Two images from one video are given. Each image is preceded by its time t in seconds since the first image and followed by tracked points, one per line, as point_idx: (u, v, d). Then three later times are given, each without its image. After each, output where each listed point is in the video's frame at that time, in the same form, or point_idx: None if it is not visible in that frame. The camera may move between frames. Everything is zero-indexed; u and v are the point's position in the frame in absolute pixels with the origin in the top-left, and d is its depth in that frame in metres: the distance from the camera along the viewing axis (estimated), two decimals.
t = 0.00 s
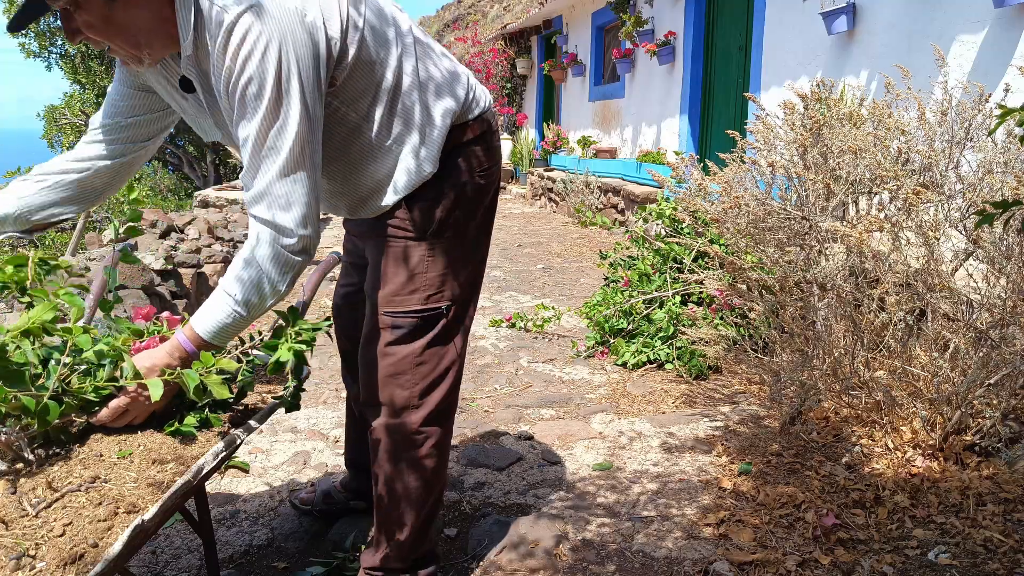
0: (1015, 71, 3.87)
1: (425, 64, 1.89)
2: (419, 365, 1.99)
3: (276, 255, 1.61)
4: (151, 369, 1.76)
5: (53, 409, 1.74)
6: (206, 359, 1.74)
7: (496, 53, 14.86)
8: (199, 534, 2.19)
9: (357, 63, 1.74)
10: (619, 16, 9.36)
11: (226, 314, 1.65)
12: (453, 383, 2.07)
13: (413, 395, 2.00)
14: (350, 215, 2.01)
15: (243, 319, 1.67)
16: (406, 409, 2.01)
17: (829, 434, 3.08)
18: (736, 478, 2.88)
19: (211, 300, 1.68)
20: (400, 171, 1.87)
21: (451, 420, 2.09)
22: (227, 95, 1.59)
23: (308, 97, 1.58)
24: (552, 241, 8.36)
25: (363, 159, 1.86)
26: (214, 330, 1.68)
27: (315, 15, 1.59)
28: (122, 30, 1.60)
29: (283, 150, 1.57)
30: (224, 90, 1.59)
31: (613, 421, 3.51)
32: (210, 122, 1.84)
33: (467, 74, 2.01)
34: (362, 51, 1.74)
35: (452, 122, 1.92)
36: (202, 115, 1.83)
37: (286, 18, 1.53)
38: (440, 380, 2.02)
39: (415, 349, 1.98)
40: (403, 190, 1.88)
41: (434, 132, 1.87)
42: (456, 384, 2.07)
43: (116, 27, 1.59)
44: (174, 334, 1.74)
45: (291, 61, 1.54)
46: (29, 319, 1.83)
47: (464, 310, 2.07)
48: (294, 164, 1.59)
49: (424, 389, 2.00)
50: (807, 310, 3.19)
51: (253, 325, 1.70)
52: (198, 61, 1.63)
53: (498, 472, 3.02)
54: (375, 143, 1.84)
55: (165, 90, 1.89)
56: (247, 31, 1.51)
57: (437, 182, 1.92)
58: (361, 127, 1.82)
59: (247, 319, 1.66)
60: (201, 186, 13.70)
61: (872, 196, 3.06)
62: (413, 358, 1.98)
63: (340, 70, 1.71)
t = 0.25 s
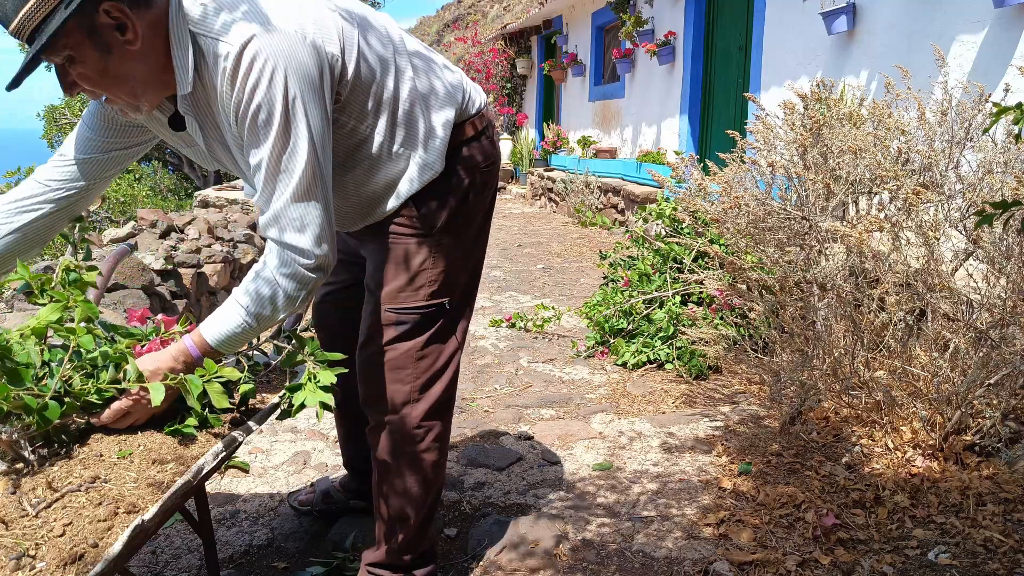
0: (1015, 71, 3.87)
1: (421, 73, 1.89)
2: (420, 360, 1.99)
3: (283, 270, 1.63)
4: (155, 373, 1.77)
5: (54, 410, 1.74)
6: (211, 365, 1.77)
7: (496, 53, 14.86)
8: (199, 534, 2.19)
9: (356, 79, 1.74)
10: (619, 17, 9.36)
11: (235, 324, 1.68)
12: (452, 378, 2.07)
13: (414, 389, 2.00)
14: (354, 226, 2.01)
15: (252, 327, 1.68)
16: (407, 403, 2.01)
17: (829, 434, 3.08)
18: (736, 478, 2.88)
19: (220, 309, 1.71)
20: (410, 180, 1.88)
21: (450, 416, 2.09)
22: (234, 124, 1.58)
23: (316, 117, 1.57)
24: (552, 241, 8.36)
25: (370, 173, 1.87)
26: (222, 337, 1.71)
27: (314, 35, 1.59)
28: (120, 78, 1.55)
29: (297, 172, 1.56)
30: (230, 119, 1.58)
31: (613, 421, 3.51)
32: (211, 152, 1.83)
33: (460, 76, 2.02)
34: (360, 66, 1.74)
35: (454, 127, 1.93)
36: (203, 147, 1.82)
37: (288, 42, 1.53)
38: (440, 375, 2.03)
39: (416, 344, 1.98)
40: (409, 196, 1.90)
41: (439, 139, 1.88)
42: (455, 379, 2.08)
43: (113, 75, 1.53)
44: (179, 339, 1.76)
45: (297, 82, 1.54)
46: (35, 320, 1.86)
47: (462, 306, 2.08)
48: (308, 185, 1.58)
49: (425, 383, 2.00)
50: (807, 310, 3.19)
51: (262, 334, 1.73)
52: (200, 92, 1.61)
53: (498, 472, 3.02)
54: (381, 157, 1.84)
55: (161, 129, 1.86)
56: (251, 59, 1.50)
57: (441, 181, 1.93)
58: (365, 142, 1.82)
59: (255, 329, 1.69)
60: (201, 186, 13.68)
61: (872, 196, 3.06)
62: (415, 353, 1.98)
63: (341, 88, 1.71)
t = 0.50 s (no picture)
0: (1015, 71, 3.87)
1: (420, 74, 1.89)
2: (414, 361, 1.99)
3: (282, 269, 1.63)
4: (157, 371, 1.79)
5: (54, 410, 1.74)
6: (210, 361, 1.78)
7: (496, 53, 14.86)
8: (199, 534, 2.20)
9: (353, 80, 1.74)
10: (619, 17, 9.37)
11: (235, 323, 1.68)
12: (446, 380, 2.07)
13: (406, 390, 2.00)
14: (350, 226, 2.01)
15: (252, 327, 1.69)
16: (401, 404, 2.00)
17: (829, 434, 3.08)
18: (736, 478, 2.88)
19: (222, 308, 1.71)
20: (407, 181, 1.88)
21: (444, 416, 2.09)
22: (232, 126, 1.58)
23: (316, 120, 1.58)
24: (552, 241, 8.36)
25: (367, 173, 1.87)
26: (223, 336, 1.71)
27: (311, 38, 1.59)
28: (118, 74, 1.56)
29: (296, 176, 1.56)
30: (229, 122, 1.58)
31: (613, 421, 3.51)
32: (208, 150, 1.83)
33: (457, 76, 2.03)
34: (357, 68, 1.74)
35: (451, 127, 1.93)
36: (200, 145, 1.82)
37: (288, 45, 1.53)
38: (434, 375, 2.03)
39: (410, 345, 1.98)
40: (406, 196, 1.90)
41: (437, 140, 1.89)
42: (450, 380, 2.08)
43: (109, 72, 1.54)
44: (180, 337, 1.79)
45: (296, 86, 1.54)
46: (36, 320, 1.81)
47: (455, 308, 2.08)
48: (308, 188, 1.58)
49: (419, 384, 2.00)
50: (807, 310, 3.19)
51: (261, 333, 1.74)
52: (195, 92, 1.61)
53: (498, 472, 3.02)
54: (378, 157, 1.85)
55: (159, 126, 1.86)
56: (250, 62, 1.51)
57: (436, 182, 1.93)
58: (362, 142, 1.83)
59: (255, 329, 1.69)
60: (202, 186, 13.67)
61: (872, 196, 3.06)
62: (408, 354, 1.98)
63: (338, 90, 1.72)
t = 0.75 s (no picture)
0: (1015, 71, 3.87)
1: (418, 67, 1.89)
2: (412, 365, 1.98)
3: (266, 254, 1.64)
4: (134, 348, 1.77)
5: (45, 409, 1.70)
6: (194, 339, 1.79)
7: (496, 53, 14.86)
8: (199, 534, 2.20)
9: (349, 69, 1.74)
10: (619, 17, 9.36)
11: (212, 305, 1.66)
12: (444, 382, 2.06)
13: (405, 393, 1.99)
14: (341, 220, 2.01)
15: (226, 309, 1.67)
16: (400, 408, 2.00)
17: (829, 434, 3.08)
18: (736, 478, 2.88)
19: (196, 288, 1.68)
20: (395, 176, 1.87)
21: (442, 419, 2.09)
22: (218, 104, 1.59)
23: (301, 106, 1.58)
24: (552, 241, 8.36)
25: (356, 164, 1.87)
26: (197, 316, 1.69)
27: (305, 22, 1.59)
28: (115, 42, 1.58)
29: (277, 159, 1.57)
30: (216, 99, 1.59)
31: (613, 420, 3.51)
32: (201, 131, 1.83)
33: (458, 75, 2.02)
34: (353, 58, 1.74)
35: (446, 123, 1.93)
36: (193, 125, 1.82)
37: (278, 28, 1.53)
38: (432, 378, 2.02)
39: (408, 347, 1.98)
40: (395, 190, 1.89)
41: (428, 137, 1.88)
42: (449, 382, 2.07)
43: (104, 39, 1.56)
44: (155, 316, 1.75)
45: (284, 68, 1.54)
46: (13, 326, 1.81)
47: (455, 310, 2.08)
48: (289, 172, 1.59)
49: (418, 387, 2.00)
50: (807, 310, 3.19)
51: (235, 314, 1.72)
52: (186, 70, 1.61)
53: (498, 472, 3.02)
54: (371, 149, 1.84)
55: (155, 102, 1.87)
56: (239, 42, 1.51)
57: (431, 180, 1.92)
58: (355, 133, 1.82)
59: (230, 311, 1.68)
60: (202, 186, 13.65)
61: (872, 196, 3.06)
62: (406, 357, 1.98)
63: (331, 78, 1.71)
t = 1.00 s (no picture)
0: (1015, 71, 3.87)
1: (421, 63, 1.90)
2: (408, 369, 1.98)
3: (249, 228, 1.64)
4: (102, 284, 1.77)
5: None
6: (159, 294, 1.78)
7: (496, 53, 14.85)
8: (199, 534, 2.20)
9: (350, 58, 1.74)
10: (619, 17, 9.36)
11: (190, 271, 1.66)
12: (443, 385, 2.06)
13: (402, 397, 1.99)
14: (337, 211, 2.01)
15: (202, 277, 1.67)
16: (397, 412, 2.00)
17: (829, 434, 3.08)
18: (736, 478, 2.88)
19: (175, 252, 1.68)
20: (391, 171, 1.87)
21: (441, 423, 2.09)
22: (215, 82, 1.60)
23: (296, 91, 1.59)
24: (552, 241, 8.36)
25: (353, 157, 1.86)
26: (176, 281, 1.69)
27: (308, 8, 1.61)
28: (121, 13, 1.55)
29: (270, 143, 1.58)
30: (214, 77, 1.60)
31: (613, 421, 3.51)
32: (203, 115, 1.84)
33: (460, 75, 2.03)
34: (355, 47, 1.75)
35: (446, 118, 1.93)
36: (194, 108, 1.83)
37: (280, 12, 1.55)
38: (430, 381, 2.02)
39: (404, 352, 1.97)
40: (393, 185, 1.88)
41: (426, 133, 1.87)
42: (447, 386, 2.07)
43: (111, 10, 1.53)
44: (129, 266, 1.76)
45: (282, 51, 1.56)
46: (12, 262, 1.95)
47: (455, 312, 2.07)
48: (280, 156, 1.60)
49: (415, 391, 2.00)
50: (807, 310, 3.19)
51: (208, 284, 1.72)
52: (186, 51, 1.62)
53: (498, 472, 3.02)
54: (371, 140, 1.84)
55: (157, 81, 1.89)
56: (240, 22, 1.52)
57: (428, 178, 1.92)
58: (353, 124, 1.83)
59: (204, 279, 1.68)
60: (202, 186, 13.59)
61: (872, 196, 3.06)
62: (402, 361, 1.97)
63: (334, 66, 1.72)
